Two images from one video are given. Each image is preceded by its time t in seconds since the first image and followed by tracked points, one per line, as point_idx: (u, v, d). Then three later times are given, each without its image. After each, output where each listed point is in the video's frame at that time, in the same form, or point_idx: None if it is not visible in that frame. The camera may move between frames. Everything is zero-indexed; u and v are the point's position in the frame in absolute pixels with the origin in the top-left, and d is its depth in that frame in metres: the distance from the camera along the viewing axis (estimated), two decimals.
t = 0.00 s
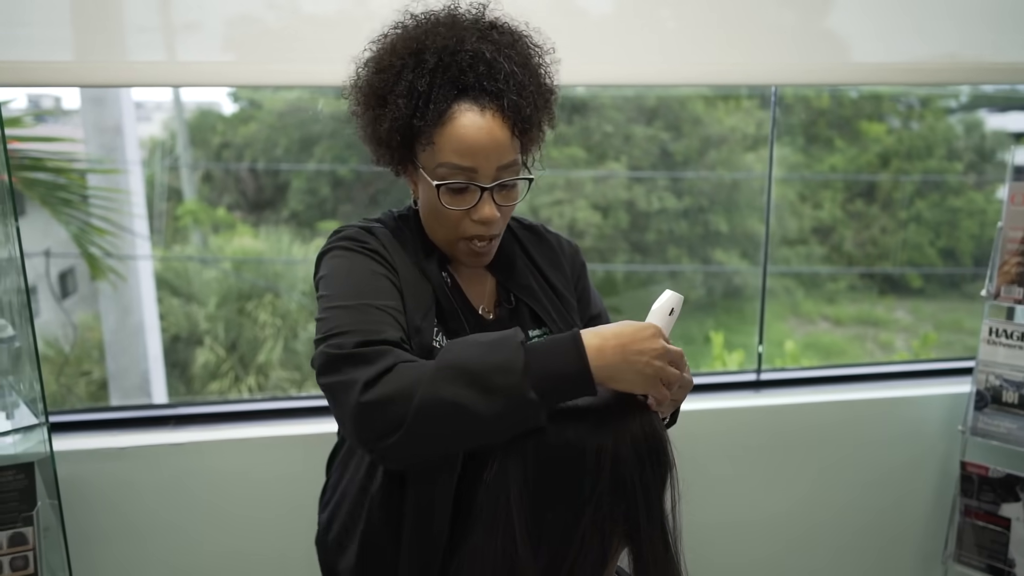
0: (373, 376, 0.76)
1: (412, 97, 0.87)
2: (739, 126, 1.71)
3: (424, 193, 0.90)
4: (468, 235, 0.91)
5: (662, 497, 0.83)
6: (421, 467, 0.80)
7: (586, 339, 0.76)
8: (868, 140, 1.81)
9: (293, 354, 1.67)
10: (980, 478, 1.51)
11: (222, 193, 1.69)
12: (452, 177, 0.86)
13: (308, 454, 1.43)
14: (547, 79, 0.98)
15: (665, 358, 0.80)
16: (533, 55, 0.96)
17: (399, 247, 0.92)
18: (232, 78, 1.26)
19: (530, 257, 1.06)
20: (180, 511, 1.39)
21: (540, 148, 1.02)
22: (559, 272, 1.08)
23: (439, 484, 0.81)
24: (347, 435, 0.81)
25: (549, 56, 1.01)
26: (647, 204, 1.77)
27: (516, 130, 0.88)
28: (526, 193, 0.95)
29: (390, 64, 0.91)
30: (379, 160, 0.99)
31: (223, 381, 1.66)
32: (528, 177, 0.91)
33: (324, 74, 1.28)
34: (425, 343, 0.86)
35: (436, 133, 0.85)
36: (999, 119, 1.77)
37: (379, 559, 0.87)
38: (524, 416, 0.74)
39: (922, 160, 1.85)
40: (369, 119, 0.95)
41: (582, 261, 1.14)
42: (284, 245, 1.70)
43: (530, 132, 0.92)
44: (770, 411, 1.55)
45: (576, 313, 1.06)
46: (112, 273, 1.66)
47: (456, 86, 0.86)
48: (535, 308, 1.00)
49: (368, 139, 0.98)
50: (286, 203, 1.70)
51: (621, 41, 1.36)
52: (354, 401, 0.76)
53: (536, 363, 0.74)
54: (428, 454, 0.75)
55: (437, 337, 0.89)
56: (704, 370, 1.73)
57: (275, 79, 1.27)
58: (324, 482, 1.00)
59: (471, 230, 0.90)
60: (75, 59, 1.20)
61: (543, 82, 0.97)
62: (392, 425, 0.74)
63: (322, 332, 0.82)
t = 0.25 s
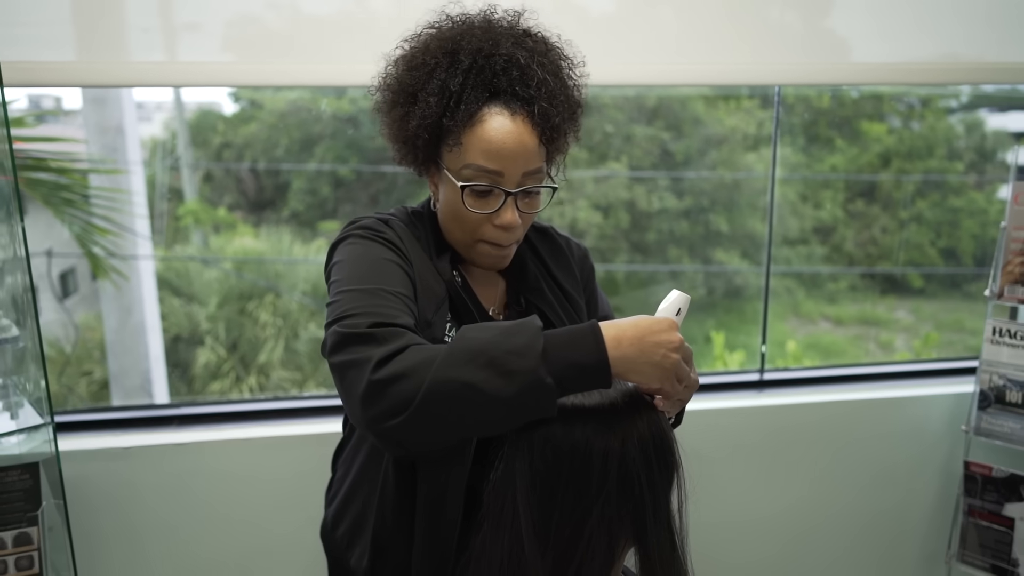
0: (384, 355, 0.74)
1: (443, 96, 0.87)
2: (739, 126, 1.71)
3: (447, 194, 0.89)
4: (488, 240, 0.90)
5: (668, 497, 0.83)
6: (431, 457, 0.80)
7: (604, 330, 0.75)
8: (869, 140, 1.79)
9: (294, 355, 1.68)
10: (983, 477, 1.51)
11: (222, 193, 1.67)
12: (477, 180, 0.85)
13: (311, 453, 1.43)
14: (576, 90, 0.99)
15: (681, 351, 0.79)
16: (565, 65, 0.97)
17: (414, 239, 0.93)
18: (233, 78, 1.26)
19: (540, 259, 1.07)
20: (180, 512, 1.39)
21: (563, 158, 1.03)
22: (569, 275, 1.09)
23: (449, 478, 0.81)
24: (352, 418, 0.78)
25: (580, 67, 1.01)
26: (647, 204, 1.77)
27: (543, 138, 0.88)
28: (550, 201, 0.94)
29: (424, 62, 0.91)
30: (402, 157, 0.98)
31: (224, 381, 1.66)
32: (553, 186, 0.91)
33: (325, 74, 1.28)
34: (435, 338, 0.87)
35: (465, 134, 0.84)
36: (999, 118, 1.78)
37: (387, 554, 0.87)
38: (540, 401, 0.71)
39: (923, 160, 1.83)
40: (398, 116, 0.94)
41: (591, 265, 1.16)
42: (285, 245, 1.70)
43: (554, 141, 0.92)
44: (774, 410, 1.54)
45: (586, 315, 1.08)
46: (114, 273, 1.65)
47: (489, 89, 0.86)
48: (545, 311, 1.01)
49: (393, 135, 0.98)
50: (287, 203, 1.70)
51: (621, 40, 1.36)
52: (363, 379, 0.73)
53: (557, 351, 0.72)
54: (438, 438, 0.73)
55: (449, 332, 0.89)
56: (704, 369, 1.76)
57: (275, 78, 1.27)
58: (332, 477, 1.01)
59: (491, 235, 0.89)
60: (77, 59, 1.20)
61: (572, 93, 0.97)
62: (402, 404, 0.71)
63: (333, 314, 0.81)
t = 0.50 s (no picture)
0: (385, 351, 0.73)
1: (463, 101, 0.87)
2: (740, 126, 1.71)
3: (462, 200, 0.89)
4: (502, 246, 0.90)
5: (671, 497, 0.83)
6: (433, 456, 0.80)
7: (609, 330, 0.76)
8: (870, 140, 1.79)
9: (295, 355, 1.68)
10: (985, 477, 1.51)
11: (223, 193, 1.69)
12: (495, 187, 0.85)
13: (312, 453, 1.43)
14: (592, 99, 0.99)
15: (683, 351, 0.79)
16: (583, 73, 0.98)
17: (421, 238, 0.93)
18: (234, 78, 1.26)
19: (543, 261, 1.08)
20: (180, 512, 1.39)
21: (576, 166, 1.03)
22: (574, 277, 1.09)
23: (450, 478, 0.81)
24: (353, 416, 0.78)
25: (596, 76, 1.02)
26: (648, 204, 1.77)
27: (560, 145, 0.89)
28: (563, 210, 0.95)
29: (442, 66, 0.90)
30: (414, 161, 0.97)
31: (225, 381, 1.66)
32: (567, 194, 0.91)
33: (326, 74, 1.28)
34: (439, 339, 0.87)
35: (484, 140, 0.84)
36: (1001, 118, 1.78)
37: (388, 554, 0.87)
38: (543, 399, 0.71)
39: (924, 160, 1.83)
40: (414, 120, 0.93)
41: (597, 267, 1.17)
42: (286, 245, 1.70)
43: (569, 147, 0.93)
44: (775, 410, 1.55)
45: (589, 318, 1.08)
46: (115, 273, 1.64)
47: (509, 95, 0.86)
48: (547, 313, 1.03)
49: (406, 138, 0.96)
50: (287, 203, 1.71)
51: (623, 39, 1.36)
52: (365, 375, 0.73)
53: (562, 349, 0.73)
54: (439, 436, 0.72)
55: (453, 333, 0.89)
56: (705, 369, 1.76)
57: (276, 78, 1.27)
58: (333, 476, 1.01)
59: (505, 242, 0.89)
60: (79, 59, 1.20)
61: (588, 101, 0.98)
62: (403, 401, 0.71)
63: (337, 310, 0.81)
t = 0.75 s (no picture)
0: (386, 353, 0.74)
1: (469, 107, 0.87)
2: (740, 126, 1.72)
3: (467, 205, 0.89)
4: (507, 252, 0.91)
5: (671, 497, 0.83)
6: (435, 459, 0.80)
7: (611, 331, 0.76)
8: (870, 140, 1.80)
9: (296, 355, 1.68)
10: (984, 478, 1.51)
11: (223, 193, 1.69)
12: (501, 193, 0.85)
13: (312, 453, 1.43)
14: (599, 104, 0.99)
15: (684, 352, 0.79)
16: (591, 78, 0.98)
17: (424, 240, 0.93)
18: (234, 79, 1.26)
19: (546, 263, 1.08)
20: (180, 512, 1.39)
21: (582, 171, 1.04)
22: (577, 281, 1.10)
23: (451, 479, 0.82)
24: (353, 418, 0.78)
25: (603, 81, 1.02)
26: (648, 204, 1.77)
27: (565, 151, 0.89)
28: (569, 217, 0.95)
29: (450, 72, 0.90)
30: (420, 166, 0.97)
31: (225, 382, 1.66)
32: (573, 201, 0.92)
33: (326, 75, 1.28)
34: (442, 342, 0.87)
35: (491, 147, 0.84)
36: (1000, 118, 1.78)
37: (388, 556, 0.87)
38: (544, 400, 0.72)
39: (923, 160, 1.83)
40: (420, 125, 0.93)
41: (600, 270, 1.17)
42: (286, 245, 1.71)
43: (576, 153, 0.93)
44: (774, 410, 1.55)
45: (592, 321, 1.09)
46: (116, 272, 1.64)
47: (516, 102, 0.86)
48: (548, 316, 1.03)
49: (412, 143, 0.97)
50: (288, 203, 1.71)
51: (623, 39, 1.36)
52: (366, 378, 0.74)
53: (563, 350, 0.73)
54: (440, 438, 0.72)
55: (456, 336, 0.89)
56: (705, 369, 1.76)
57: (276, 78, 1.27)
58: (334, 477, 1.01)
59: (511, 248, 0.90)
60: (79, 61, 1.20)
61: (595, 106, 0.98)
62: (404, 403, 0.72)
63: (339, 312, 0.81)
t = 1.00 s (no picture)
0: (386, 355, 0.74)
1: (474, 109, 0.86)
2: (738, 126, 1.72)
3: (470, 208, 0.90)
4: (509, 256, 0.91)
5: (668, 496, 0.84)
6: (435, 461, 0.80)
7: (611, 331, 0.76)
8: (867, 140, 1.80)
9: (294, 355, 1.68)
10: (980, 476, 1.52)
11: (220, 193, 1.67)
12: (504, 196, 0.86)
13: (310, 453, 1.43)
14: (602, 108, 1.00)
15: (683, 352, 0.79)
16: (595, 83, 0.98)
17: (424, 242, 0.93)
18: (231, 79, 1.26)
19: (544, 265, 1.09)
20: (177, 512, 1.39)
21: (585, 176, 1.04)
22: (576, 283, 1.10)
23: (450, 480, 0.82)
24: (353, 421, 0.78)
25: (607, 85, 1.03)
26: (646, 204, 1.77)
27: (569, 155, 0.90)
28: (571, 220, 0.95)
29: (453, 73, 0.90)
30: (421, 167, 0.97)
31: (223, 382, 1.66)
32: (575, 205, 0.92)
33: (324, 75, 1.28)
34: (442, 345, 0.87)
35: (495, 150, 0.84)
36: (996, 118, 1.79)
37: (387, 556, 0.87)
38: (545, 401, 0.72)
39: (920, 160, 1.84)
40: (423, 126, 0.93)
41: (598, 271, 1.17)
42: (284, 245, 1.70)
43: (580, 156, 0.93)
44: (772, 410, 1.55)
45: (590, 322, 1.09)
46: (115, 270, 1.65)
47: (520, 105, 0.86)
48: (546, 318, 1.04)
49: (414, 144, 0.96)
50: (285, 203, 1.70)
51: (621, 39, 1.36)
52: (366, 381, 0.74)
53: (564, 351, 0.73)
54: (440, 440, 0.72)
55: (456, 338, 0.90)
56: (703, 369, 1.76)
57: (273, 78, 1.27)
58: (332, 477, 1.01)
59: (513, 251, 0.90)
60: (76, 60, 1.20)
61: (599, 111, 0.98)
62: (404, 406, 0.72)
63: (339, 314, 0.81)
